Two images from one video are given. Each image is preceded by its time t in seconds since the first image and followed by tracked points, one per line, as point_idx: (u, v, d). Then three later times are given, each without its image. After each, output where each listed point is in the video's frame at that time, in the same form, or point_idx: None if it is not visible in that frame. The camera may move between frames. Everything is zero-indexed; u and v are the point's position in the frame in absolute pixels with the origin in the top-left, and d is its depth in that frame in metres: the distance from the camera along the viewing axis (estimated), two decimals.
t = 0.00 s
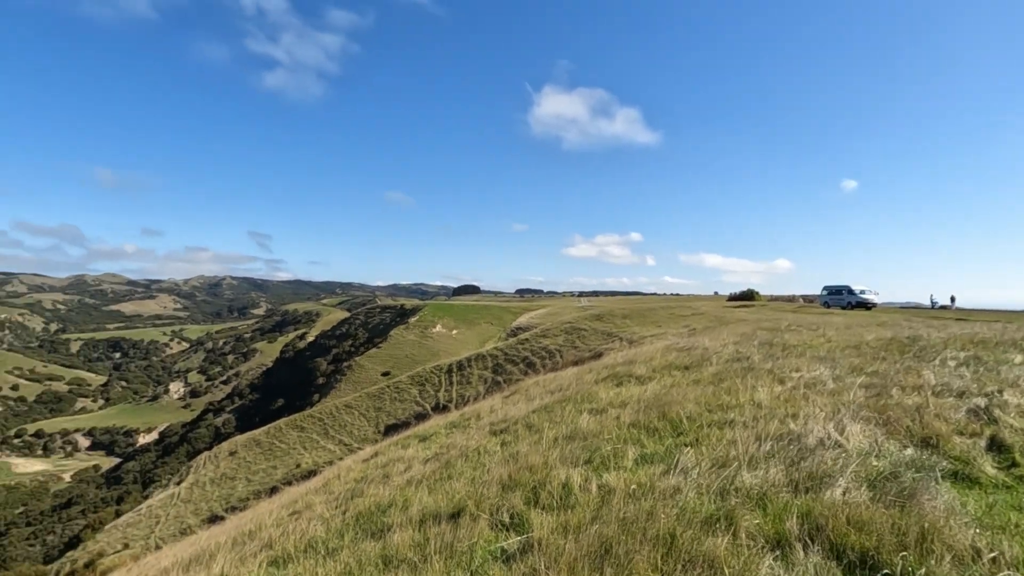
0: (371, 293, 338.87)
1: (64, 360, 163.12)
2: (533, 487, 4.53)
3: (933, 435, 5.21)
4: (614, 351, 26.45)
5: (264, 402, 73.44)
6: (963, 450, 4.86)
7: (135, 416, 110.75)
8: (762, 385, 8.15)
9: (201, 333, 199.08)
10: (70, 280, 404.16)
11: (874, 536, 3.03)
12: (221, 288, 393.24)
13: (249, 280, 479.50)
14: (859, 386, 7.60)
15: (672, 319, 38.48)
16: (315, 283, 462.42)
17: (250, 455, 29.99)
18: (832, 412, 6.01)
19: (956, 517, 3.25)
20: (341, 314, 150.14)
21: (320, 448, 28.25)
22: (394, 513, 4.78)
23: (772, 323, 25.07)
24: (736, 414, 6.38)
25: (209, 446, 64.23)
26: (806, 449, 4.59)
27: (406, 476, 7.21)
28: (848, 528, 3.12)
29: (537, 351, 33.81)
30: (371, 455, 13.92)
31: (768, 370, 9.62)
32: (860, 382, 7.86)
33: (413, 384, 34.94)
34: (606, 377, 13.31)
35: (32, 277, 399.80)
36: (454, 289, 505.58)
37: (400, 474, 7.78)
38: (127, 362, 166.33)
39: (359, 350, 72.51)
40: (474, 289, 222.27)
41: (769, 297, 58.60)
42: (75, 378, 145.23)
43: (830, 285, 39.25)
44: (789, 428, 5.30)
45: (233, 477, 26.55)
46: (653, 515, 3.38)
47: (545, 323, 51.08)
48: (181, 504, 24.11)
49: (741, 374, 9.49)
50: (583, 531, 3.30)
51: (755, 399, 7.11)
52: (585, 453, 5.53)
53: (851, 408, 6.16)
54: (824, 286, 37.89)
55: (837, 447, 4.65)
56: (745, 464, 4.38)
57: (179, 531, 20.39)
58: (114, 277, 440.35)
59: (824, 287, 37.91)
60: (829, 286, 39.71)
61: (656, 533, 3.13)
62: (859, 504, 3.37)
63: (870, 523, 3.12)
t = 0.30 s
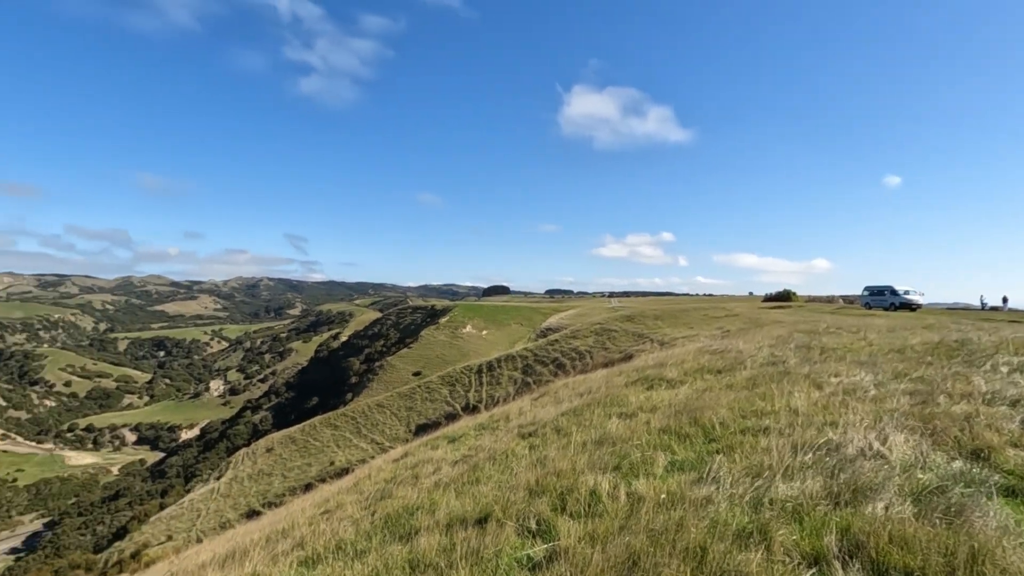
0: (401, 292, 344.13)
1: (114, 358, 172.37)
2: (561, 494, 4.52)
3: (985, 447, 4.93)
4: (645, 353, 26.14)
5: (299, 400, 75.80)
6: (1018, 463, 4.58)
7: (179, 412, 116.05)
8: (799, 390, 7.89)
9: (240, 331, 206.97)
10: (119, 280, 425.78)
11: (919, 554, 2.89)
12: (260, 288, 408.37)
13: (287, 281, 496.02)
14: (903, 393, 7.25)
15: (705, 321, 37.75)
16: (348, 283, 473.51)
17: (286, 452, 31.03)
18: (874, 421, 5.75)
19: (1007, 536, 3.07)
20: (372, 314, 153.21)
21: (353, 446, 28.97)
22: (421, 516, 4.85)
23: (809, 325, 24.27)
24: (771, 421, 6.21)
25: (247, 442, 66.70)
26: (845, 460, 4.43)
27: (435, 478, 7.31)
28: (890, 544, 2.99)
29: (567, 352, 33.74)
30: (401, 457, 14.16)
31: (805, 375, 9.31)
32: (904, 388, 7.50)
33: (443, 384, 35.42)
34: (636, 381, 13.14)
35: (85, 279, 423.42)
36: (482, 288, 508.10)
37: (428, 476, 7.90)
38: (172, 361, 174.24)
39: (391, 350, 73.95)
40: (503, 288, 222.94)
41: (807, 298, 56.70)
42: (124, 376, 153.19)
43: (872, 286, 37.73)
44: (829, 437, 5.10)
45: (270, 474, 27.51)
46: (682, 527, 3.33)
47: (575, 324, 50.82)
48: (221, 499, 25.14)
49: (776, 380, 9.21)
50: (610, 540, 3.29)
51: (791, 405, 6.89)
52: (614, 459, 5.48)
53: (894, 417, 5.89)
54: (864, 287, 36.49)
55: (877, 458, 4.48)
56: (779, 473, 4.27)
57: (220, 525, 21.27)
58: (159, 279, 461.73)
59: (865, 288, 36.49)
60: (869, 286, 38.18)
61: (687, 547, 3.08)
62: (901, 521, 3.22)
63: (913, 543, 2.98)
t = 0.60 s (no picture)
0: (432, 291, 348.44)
1: (162, 354, 181.24)
2: (593, 494, 4.47)
3: None
4: (680, 351, 25.72)
5: (335, 396, 77.84)
6: None
7: (221, 406, 121.06)
8: (842, 391, 7.59)
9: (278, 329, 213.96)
10: (166, 279, 447.36)
11: (979, 570, 2.71)
12: (297, 287, 421.72)
13: (323, 280, 510.19)
14: (956, 395, 6.87)
15: (742, 320, 36.84)
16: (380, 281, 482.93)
17: (323, 447, 31.86)
18: (924, 424, 5.48)
19: None
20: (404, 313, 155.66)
21: (387, 442, 29.52)
22: (452, 514, 4.88)
23: (854, 323, 23.36)
24: (813, 423, 5.99)
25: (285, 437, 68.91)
26: (894, 465, 4.22)
27: (466, 474, 7.39)
28: (944, 554, 2.83)
29: (599, 350, 33.47)
30: (435, 452, 14.33)
31: (848, 375, 8.94)
32: (957, 391, 7.11)
33: (475, 381, 35.70)
34: (670, 380, 12.93)
35: (135, 278, 447.36)
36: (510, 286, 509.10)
37: (460, 473, 7.96)
38: (215, 356, 181.91)
39: (423, 347, 75.06)
40: (533, 287, 222.61)
41: (851, 296, 54.47)
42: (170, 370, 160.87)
43: (920, 283, 36.03)
44: (874, 439, 4.91)
45: (307, 468, 28.30)
46: (720, 530, 3.24)
47: (607, 322, 50.43)
48: (262, 491, 26.05)
49: (817, 380, 8.89)
50: (644, 543, 3.23)
51: (833, 407, 6.64)
52: (647, 459, 5.39)
53: (947, 420, 5.59)
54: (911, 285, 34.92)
55: (929, 463, 4.26)
56: (822, 478, 4.11)
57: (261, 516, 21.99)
58: (202, 278, 482.44)
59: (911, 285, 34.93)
60: (917, 283, 36.49)
61: (724, 551, 3.00)
62: (958, 532, 3.04)
63: (972, 555, 2.80)
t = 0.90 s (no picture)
0: (463, 288, 351.38)
1: (208, 349, 189.83)
2: (629, 492, 4.43)
3: None
4: (720, 349, 25.17)
5: (371, 392, 79.71)
6: None
7: (264, 401, 125.83)
8: (894, 391, 7.25)
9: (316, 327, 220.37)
10: (212, 278, 467.64)
11: None
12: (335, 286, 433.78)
13: (359, 278, 522.91)
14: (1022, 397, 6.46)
15: (784, 317, 35.78)
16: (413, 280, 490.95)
17: (360, 442, 32.62)
18: (986, 427, 5.17)
19: None
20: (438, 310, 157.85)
21: (423, 437, 29.99)
22: (486, 510, 4.91)
23: (907, 321, 22.29)
24: (861, 424, 5.75)
25: (325, 431, 71.05)
26: (953, 470, 4.00)
27: (501, 471, 7.41)
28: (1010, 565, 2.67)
29: (635, 348, 33.10)
30: (470, 448, 14.46)
31: (901, 375, 8.54)
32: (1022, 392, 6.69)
33: (509, 379, 35.90)
34: (708, 378, 12.64)
35: (184, 277, 469.41)
36: (540, 283, 508.69)
37: (494, 469, 8.00)
38: (257, 352, 189.13)
39: (458, 344, 75.99)
40: (566, 285, 221.50)
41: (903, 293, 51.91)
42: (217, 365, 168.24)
43: (977, 279, 34.19)
44: (929, 442, 4.66)
45: (346, 462, 29.00)
46: (764, 534, 3.15)
47: (642, 321, 49.87)
48: (303, 483, 26.88)
49: (866, 379, 8.52)
50: (684, 544, 3.17)
51: (883, 407, 6.37)
52: (686, 459, 5.29)
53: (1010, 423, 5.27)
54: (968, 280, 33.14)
55: (992, 469, 4.01)
56: (874, 482, 3.92)
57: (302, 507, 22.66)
58: (245, 276, 501.52)
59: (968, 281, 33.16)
60: (973, 278, 34.69)
61: (768, 555, 2.92)
62: None
63: None
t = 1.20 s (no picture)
0: (496, 289, 352.57)
1: (253, 347, 197.74)
2: (673, 496, 4.35)
3: None
4: (763, 350, 24.49)
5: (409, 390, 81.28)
6: None
7: (305, 399, 129.94)
8: (955, 396, 6.86)
9: (354, 326, 226.06)
10: (256, 278, 486.75)
11: None
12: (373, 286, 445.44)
13: (395, 278, 534.19)
14: None
15: (832, 318, 34.43)
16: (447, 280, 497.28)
17: (399, 439, 33.25)
18: None
19: None
20: (473, 310, 158.84)
21: (459, 436, 30.33)
22: (526, 509, 4.90)
23: (968, 321, 21.06)
24: (921, 429, 5.45)
25: (364, 428, 72.82)
26: None
27: (540, 470, 7.41)
28: None
29: (673, 348, 32.58)
30: (508, 446, 14.53)
31: (963, 378, 8.08)
32: None
33: (545, 378, 35.94)
34: (753, 380, 12.29)
35: (231, 277, 490.71)
36: (572, 283, 505.32)
37: (533, 469, 7.99)
38: (299, 351, 195.98)
39: (494, 344, 76.57)
40: (602, 284, 219.34)
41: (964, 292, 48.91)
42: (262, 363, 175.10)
43: None
44: (998, 449, 4.39)
45: (384, 458, 29.60)
46: (820, 543, 3.01)
47: (681, 321, 48.94)
48: (343, 478, 27.59)
49: (926, 382, 8.09)
50: (731, 550, 3.09)
51: (945, 412, 6.03)
52: (732, 462, 5.16)
53: None
54: None
55: None
56: (940, 492, 3.70)
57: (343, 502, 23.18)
58: (288, 276, 519.49)
59: None
60: None
61: (823, 565, 2.80)
62: None
63: None
